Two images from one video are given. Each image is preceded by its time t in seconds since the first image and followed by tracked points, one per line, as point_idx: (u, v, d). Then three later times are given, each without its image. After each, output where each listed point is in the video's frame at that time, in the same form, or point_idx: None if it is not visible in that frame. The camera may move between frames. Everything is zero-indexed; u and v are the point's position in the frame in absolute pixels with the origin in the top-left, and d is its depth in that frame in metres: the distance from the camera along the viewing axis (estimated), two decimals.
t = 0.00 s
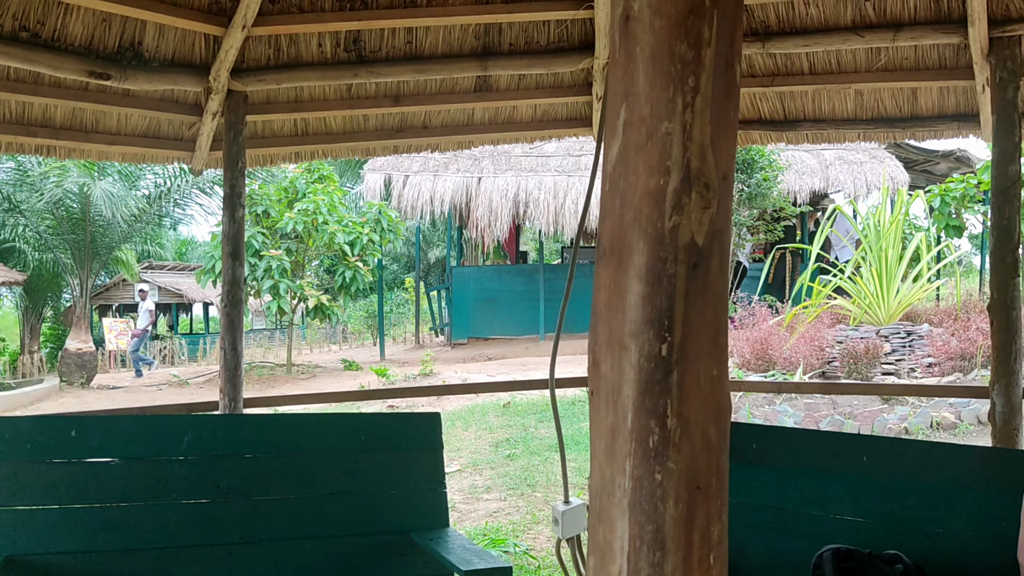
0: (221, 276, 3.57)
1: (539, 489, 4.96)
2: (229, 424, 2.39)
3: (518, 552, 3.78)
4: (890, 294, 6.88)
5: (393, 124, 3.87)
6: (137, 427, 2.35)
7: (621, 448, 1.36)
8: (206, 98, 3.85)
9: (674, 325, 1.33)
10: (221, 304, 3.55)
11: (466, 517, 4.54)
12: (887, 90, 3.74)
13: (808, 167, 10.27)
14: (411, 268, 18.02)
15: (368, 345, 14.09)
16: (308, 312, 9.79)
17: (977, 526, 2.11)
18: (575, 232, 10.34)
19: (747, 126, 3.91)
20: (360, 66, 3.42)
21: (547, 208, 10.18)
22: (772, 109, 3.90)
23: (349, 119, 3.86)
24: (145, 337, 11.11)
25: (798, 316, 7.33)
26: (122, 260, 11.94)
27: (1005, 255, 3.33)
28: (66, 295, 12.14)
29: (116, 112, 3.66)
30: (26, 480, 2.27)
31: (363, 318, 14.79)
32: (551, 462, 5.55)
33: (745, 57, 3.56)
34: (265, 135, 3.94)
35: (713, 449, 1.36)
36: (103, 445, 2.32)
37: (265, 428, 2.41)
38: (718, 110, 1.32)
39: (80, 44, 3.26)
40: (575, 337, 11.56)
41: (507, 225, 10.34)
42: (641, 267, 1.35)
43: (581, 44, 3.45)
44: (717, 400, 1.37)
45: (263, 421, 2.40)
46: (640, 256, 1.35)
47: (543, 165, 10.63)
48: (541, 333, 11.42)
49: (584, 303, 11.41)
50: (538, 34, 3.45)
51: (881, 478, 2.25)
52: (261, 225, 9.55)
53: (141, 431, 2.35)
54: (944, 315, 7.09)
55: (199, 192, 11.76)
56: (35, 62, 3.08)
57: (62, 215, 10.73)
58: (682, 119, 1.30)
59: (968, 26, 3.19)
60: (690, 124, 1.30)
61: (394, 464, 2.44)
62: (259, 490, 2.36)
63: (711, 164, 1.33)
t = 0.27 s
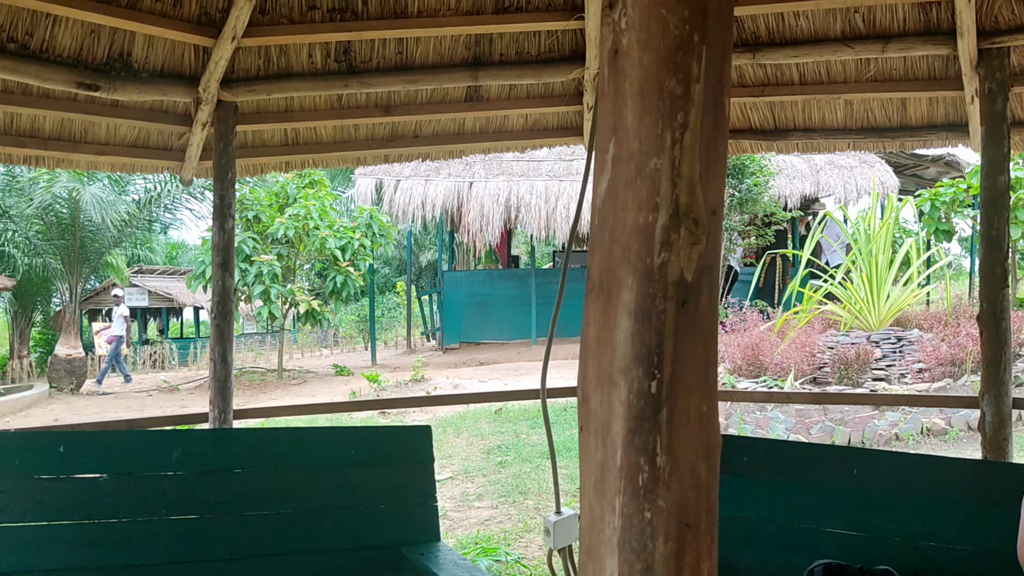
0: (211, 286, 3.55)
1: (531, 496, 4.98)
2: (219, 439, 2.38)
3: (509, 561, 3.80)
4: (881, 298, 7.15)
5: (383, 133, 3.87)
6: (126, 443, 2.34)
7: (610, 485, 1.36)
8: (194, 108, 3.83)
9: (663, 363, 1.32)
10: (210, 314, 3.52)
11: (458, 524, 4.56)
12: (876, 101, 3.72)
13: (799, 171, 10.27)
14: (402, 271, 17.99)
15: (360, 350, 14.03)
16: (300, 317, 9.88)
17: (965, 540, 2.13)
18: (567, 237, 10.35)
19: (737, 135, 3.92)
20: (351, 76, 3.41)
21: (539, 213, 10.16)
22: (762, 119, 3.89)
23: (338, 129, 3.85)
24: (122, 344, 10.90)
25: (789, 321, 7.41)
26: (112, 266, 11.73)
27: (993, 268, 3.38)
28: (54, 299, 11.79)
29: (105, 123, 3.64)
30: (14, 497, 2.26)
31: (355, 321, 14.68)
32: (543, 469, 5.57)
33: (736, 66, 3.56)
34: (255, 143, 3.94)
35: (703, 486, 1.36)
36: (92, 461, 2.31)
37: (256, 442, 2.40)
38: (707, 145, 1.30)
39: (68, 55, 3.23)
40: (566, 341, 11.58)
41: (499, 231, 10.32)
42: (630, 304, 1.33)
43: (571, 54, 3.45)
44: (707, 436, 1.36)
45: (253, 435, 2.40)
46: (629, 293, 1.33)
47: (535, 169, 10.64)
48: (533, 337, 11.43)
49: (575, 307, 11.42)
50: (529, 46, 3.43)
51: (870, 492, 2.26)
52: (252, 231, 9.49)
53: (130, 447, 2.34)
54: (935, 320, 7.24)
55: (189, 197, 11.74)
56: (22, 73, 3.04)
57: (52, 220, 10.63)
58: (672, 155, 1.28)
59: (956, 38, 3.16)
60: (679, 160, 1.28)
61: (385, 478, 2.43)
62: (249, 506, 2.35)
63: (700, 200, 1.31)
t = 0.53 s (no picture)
0: (191, 301, 3.52)
1: (514, 508, 5.00)
2: (198, 459, 2.37)
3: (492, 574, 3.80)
4: (860, 308, 7.17)
5: (363, 146, 3.84)
6: (104, 463, 2.32)
7: (586, 525, 1.36)
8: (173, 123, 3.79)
9: (638, 403, 1.32)
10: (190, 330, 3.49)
11: (440, 537, 4.56)
12: (855, 116, 3.73)
13: (780, 180, 10.21)
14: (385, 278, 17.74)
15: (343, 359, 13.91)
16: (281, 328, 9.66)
17: (941, 556, 2.15)
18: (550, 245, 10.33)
19: (716, 149, 3.94)
20: (331, 91, 3.39)
21: (522, 222, 10.14)
22: (742, 133, 3.91)
23: (319, 143, 3.82)
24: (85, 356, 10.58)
25: (771, 331, 7.56)
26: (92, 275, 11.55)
27: (971, 281, 3.39)
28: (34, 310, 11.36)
29: (82, 138, 3.59)
30: None
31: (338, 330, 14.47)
32: (525, 480, 5.58)
33: (716, 81, 3.59)
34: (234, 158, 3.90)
35: (678, 524, 1.36)
36: (70, 482, 2.29)
37: (235, 461, 2.39)
38: (682, 186, 1.29)
39: (46, 71, 3.19)
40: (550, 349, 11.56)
41: (482, 240, 10.28)
42: (606, 344, 1.32)
43: (552, 69, 3.45)
44: (683, 475, 1.36)
45: (233, 454, 2.39)
46: (605, 333, 1.32)
47: (517, 178, 10.51)
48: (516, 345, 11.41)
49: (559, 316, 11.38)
50: (510, 61, 3.46)
51: (849, 509, 2.29)
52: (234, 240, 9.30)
53: (108, 468, 2.32)
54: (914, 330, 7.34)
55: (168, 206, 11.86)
56: None
57: (31, 231, 10.45)
58: (646, 197, 1.27)
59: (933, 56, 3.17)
60: (653, 202, 1.27)
61: (365, 497, 2.43)
62: (229, 526, 2.34)
63: (675, 241, 1.30)
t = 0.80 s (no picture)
0: (170, 316, 3.47)
1: (495, 520, 5.00)
2: (177, 474, 2.35)
3: None
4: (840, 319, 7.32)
5: (344, 161, 3.81)
6: (82, 480, 2.30)
7: (565, 554, 1.35)
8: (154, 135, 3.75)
9: (617, 433, 1.32)
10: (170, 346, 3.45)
11: (422, 550, 4.56)
12: (832, 131, 3.77)
13: (760, 192, 10.21)
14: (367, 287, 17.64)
15: (323, 369, 13.78)
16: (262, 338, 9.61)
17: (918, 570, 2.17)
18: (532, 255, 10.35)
19: (696, 163, 3.97)
20: (312, 104, 3.37)
21: (504, 232, 10.16)
22: (722, 147, 3.94)
23: (300, 156, 3.80)
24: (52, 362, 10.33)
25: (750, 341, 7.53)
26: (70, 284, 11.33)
27: (946, 296, 3.42)
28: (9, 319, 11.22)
29: (61, 151, 3.55)
30: None
31: (319, 339, 14.38)
32: (507, 491, 5.59)
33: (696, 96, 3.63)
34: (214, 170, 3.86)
35: (657, 552, 1.35)
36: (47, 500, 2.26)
37: (216, 477, 2.37)
38: (659, 217, 1.29)
39: (25, 85, 3.15)
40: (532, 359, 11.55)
41: (464, 250, 10.26)
42: (584, 373, 1.33)
43: (533, 84, 3.46)
44: (661, 503, 1.37)
45: (213, 470, 2.37)
46: (583, 363, 1.33)
47: (498, 189, 10.53)
48: (498, 355, 11.40)
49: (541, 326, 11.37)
50: (491, 76, 3.46)
51: (828, 522, 2.32)
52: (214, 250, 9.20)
53: (86, 485, 2.29)
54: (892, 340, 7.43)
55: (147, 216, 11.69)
56: None
57: (8, 241, 10.22)
58: (624, 228, 1.27)
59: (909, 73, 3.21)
60: (631, 233, 1.27)
61: (347, 512, 2.41)
62: (209, 543, 2.31)
63: (653, 271, 1.30)
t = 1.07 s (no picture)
0: (148, 326, 3.44)
1: (478, 529, 4.99)
2: (155, 487, 2.32)
3: None
4: (821, 327, 7.41)
5: (327, 169, 3.79)
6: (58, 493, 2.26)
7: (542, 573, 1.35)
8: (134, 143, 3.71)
9: (594, 451, 1.31)
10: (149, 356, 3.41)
11: (403, 560, 4.54)
12: (812, 142, 3.80)
13: (742, 200, 10.29)
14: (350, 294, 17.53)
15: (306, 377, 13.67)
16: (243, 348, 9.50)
17: None
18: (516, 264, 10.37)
19: (677, 172, 3.98)
20: (294, 113, 3.35)
21: (487, 240, 10.17)
22: (702, 157, 3.96)
23: (281, 165, 3.77)
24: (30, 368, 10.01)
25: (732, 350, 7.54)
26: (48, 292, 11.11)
27: (925, 305, 3.45)
28: None
29: (39, 160, 3.51)
30: None
31: (302, 347, 14.27)
32: (489, 500, 5.59)
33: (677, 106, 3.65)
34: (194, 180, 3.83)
35: (634, 570, 1.35)
36: (22, 513, 2.23)
37: (194, 489, 2.34)
38: (636, 235, 1.30)
39: (2, 93, 3.12)
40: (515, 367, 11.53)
41: (446, 258, 10.30)
42: (562, 391, 1.32)
43: (515, 94, 3.47)
44: (637, 520, 1.36)
45: (191, 482, 2.34)
46: (560, 380, 1.32)
47: (482, 197, 10.51)
48: (481, 363, 11.39)
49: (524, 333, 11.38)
50: (474, 86, 3.47)
51: (807, 532, 2.33)
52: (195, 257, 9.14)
53: (62, 497, 2.26)
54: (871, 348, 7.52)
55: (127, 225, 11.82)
56: None
57: None
58: (600, 247, 1.27)
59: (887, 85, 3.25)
60: (608, 252, 1.28)
61: (327, 524, 2.39)
62: (186, 557, 2.29)
63: (629, 289, 1.30)
